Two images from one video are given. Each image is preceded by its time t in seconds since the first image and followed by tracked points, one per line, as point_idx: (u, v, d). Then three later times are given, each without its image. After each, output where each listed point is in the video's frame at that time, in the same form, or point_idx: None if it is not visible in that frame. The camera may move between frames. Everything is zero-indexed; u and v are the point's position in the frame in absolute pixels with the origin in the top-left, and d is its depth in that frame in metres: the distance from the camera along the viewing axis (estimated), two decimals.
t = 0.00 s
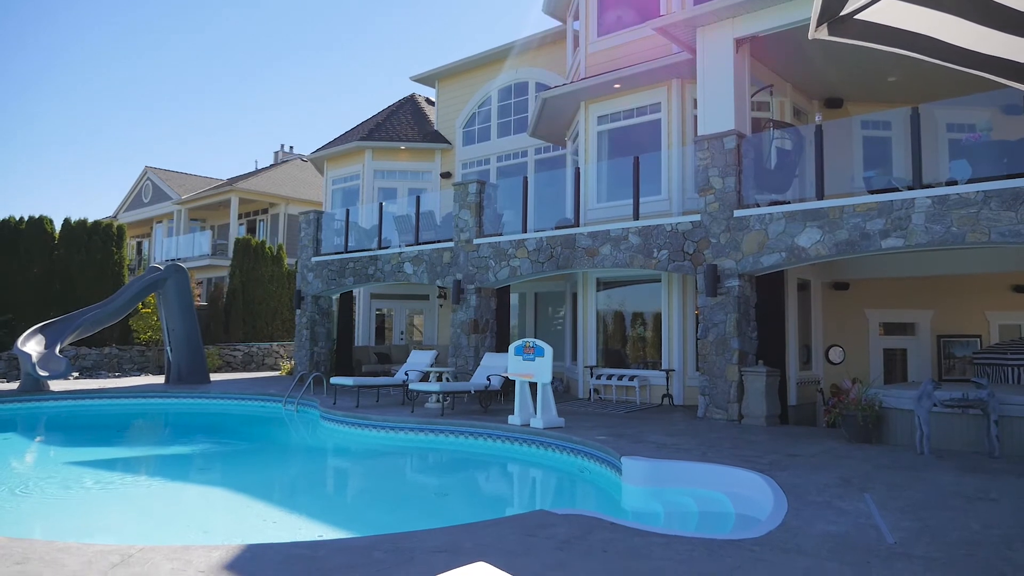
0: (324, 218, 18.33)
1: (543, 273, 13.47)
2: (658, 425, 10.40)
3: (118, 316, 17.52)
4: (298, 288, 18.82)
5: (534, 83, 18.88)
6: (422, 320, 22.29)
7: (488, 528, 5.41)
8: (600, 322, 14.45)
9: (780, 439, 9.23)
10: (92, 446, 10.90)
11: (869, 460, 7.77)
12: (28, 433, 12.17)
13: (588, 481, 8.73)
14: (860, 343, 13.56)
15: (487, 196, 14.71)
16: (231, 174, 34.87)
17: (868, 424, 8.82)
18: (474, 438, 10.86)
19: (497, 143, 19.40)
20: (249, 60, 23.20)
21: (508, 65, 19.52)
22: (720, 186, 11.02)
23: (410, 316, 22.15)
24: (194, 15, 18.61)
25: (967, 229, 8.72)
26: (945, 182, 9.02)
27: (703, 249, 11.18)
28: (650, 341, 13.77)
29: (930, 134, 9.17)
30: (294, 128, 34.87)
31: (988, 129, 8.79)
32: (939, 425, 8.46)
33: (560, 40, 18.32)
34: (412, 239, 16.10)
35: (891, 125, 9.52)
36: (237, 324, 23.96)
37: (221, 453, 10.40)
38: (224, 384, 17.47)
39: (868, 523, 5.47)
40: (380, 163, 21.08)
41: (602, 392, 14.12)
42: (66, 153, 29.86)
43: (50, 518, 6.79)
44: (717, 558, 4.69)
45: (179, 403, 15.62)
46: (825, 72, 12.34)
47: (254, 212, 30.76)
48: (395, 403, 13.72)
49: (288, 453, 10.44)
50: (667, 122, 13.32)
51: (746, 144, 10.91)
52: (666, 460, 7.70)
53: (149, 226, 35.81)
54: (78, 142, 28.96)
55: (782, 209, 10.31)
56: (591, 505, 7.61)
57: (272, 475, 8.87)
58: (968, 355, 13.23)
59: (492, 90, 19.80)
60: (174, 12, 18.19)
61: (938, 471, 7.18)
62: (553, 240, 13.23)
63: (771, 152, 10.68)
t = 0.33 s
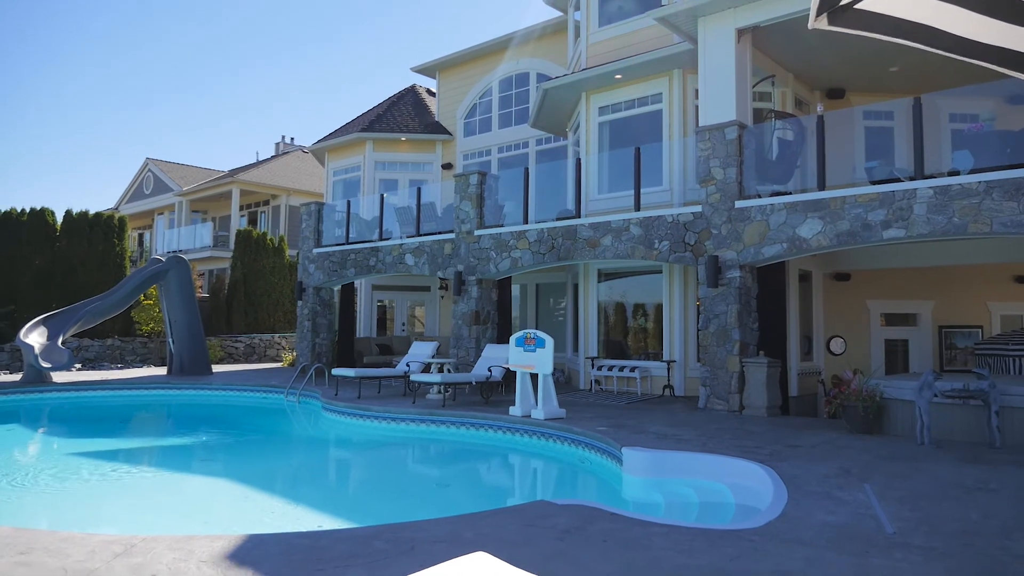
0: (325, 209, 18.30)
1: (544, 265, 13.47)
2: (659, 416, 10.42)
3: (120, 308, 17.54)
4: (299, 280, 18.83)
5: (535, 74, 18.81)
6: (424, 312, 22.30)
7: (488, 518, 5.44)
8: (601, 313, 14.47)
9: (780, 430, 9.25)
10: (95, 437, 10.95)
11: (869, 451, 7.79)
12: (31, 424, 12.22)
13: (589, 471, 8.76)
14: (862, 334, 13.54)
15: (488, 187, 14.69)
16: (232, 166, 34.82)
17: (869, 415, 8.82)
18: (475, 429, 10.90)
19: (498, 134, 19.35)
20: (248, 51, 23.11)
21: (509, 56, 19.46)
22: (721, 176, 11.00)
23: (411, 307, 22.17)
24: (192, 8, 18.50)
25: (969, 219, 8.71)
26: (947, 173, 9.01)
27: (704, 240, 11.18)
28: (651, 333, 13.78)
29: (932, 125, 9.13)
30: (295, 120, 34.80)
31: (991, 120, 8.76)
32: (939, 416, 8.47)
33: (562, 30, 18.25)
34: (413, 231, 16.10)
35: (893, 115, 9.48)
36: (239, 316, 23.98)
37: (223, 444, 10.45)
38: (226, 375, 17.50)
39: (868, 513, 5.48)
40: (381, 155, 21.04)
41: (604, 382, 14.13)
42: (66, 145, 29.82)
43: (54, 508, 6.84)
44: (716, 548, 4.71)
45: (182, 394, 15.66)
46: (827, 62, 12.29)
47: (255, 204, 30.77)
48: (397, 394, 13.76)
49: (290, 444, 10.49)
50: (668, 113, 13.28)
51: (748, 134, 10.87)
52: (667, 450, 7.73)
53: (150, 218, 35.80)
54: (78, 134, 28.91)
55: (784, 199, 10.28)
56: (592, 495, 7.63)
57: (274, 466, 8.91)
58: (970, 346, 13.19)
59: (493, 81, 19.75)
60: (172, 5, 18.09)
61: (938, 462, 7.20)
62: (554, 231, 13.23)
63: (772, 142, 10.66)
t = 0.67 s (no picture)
0: (332, 202, 18.32)
1: (550, 257, 13.46)
2: (665, 408, 10.43)
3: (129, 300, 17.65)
4: (306, 272, 18.89)
5: (541, 66, 18.74)
6: (430, 304, 22.35)
7: (494, 509, 5.46)
8: (608, 305, 14.46)
9: (787, 422, 9.24)
10: (105, 428, 11.03)
11: (876, 443, 7.78)
12: (42, 415, 12.32)
13: (596, 463, 8.78)
14: (869, 327, 13.48)
15: (494, 178, 14.68)
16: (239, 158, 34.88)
17: (876, 407, 8.80)
18: (482, 421, 10.93)
19: (504, 126, 19.31)
20: (253, 45, 23.09)
21: (515, 47, 19.38)
22: (728, 168, 10.96)
23: (418, 299, 22.22)
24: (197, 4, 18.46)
25: (978, 210, 8.65)
26: (957, 164, 8.93)
27: (711, 232, 11.14)
28: (658, 325, 13.77)
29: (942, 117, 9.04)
30: (302, 112, 34.80)
31: (1001, 110, 8.67)
32: (947, 408, 8.44)
33: (568, 21, 18.15)
34: (419, 223, 16.11)
35: (901, 106, 9.41)
36: (246, 309, 24.08)
37: (232, 435, 10.51)
38: (233, 367, 17.60)
39: (874, 505, 5.48)
40: (388, 147, 21.03)
41: (610, 374, 14.13)
42: (75, 138, 29.96)
43: (63, 498, 6.91)
44: (721, 539, 4.72)
45: (191, 386, 15.77)
46: (836, 52, 12.17)
47: (262, 196, 30.83)
48: (404, 385, 13.82)
49: (298, 435, 10.54)
50: (675, 104, 13.23)
51: (755, 126, 10.81)
52: (673, 442, 7.73)
53: (158, 211, 35.95)
54: (86, 127, 29.02)
55: (792, 191, 10.23)
56: (599, 487, 7.65)
57: (283, 457, 8.97)
58: (979, 338, 13.05)
59: (499, 73, 19.69)
60: None
61: (945, 454, 7.19)
62: (561, 223, 13.21)
63: (780, 133, 10.57)
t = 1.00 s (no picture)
0: (344, 194, 18.38)
1: (561, 249, 13.45)
2: (677, 400, 10.42)
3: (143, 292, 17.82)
4: (318, 264, 18.98)
5: (553, 57, 18.67)
6: (442, 296, 22.43)
7: (505, 500, 5.49)
8: (619, 297, 14.44)
9: (799, 414, 9.21)
10: (121, 419, 11.17)
11: (888, 435, 7.74)
12: (59, 406, 12.49)
13: (607, 455, 8.80)
14: (883, 319, 13.38)
15: (506, 171, 14.67)
16: (252, 151, 35.05)
17: (889, 400, 8.75)
18: (493, 413, 10.97)
19: (516, 118, 19.27)
20: (261, 41, 23.16)
21: (526, 38, 19.32)
22: (741, 159, 10.89)
23: (430, 291, 22.28)
24: None
25: (994, 202, 8.55)
26: (973, 155, 8.83)
27: (723, 224, 11.09)
28: (670, 317, 13.74)
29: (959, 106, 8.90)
30: (313, 104, 34.89)
31: (1019, 100, 8.56)
32: (961, 401, 8.38)
33: (579, 12, 18.06)
34: (431, 215, 16.14)
35: (917, 97, 9.31)
36: (260, 301, 24.25)
37: (246, 426, 10.62)
38: (247, 358, 17.75)
39: (886, 497, 5.47)
40: (399, 139, 21.06)
41: (622, 366, 14.12)
42: (89, 131, 30.17)
43: (80, 488, 7.02)
44: (731, 531, 4.73)
45: (205, 377, 15.93)
46: (851, 42, 12.03)
47: (274, 188, 30.99)
48: (416, 377, 13.89)
49: (311, 426, 10.63)
50: (687, 95, 13.15)
51: (768, 117, 10.73)
52: (684, 434, 7.73)
53: (172, 204, 36.22)
54: (100, 120, 29.21)
55: (805, 182, 10.15)
56: (610, 479, 7.68)
57: (296, 448, 9.05)
58: (994, 331, 12.86)
59: (510, 64, 19.64)
60: None
61: (959, 447, 7.14)
62: (572, 215, 13.19)
63: (793, 124, 10.49)
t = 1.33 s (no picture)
0: (360, 187, 18.45)
1: (577, 242, 13.43)
2: (692, 393, 10.38)
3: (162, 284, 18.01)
4: (335, 257, 19.09)
5: (568, 49, 18.58)
6: (458, 289, 22.51)
7: (520, 492, 5.51)
8: (635, 290, 14.40)
9: (816, 408, 9.15)
10: (140, 410, 11.33)
11: (907, 429, 7.67)
12: (81, 397, 12.69)
13: (622, 448, 8.80)
14: (902, 311, 13.22)
15: (521, 163, 14.66)
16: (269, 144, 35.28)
17: (908, 394, 8.66)
18: (508, 405, 11.01)
19: (532, 110, 19.22)
20: (276, 37, 23.17)
21: (541, 30, 19.25)
22: (758, 151, 10.80)
23: (446, 284, 22.34)
24: None
25: (1017, 193, 8.40)
26: (995, 146, 8.70)
27: (740, 216, 11.00)
28: (686, 310, 13.68)
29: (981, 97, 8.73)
30: (329, 97, 35.01)
31: None
32: (981, 394, 8.28)
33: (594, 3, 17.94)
34: (447, 208, 16.18)
35: (938, 87, 9.16)
36: (277, 293, 24.46)
37: (263, 418, 10.74)
38: (264, 350, 17.93)
39: (904, 492, 5.42)
40: (415, 132, 21.09)
41: (638, 359, 14.08)
42: (107, 124, 30.47)
43: (101, 477, 7.14)
44: (747, 525, 4.71)
45: (224, 369, 16.11)
46: (870, 32, 11.84)
47: (291, 181, 31.21)
48: (432, 369, 13.97)
49: (328, 418, 10.73)
50: (704, 86, 13.03)
51: (786, 108, 10.62)
52: (700, 427, 7.70)
53: (190, 197, 36.57)
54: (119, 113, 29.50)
55: (823, 173, 10.03)
56: (625, 472, 7.68)
57: (313, 439, 9.14)
58: (1017, 323, 12.55)
59: (526, 57, 19.58)
60: None
61: (978, 441, 7.07)
62: (588, 208, 13.15)
63: (811, 115, 10.35)
